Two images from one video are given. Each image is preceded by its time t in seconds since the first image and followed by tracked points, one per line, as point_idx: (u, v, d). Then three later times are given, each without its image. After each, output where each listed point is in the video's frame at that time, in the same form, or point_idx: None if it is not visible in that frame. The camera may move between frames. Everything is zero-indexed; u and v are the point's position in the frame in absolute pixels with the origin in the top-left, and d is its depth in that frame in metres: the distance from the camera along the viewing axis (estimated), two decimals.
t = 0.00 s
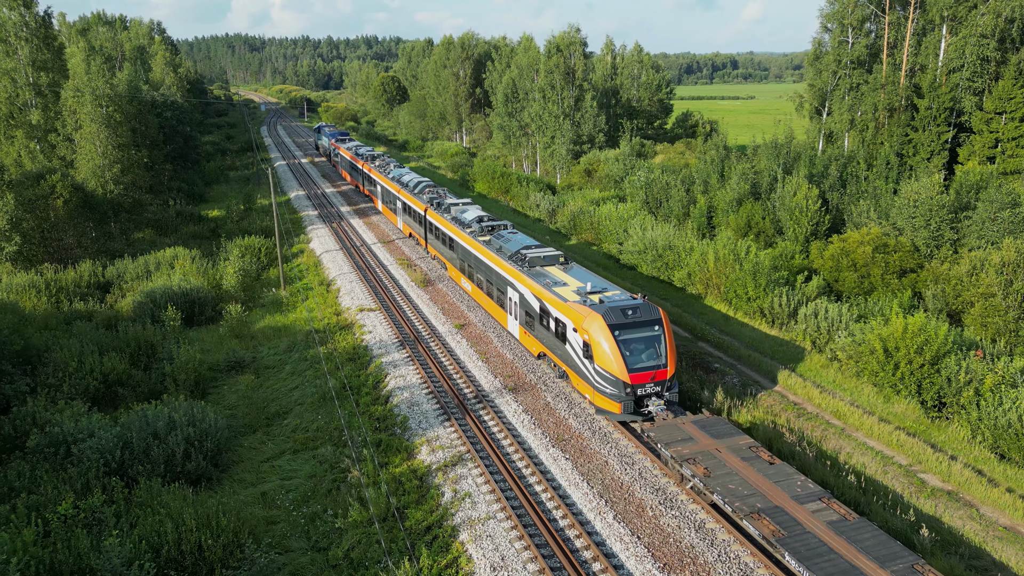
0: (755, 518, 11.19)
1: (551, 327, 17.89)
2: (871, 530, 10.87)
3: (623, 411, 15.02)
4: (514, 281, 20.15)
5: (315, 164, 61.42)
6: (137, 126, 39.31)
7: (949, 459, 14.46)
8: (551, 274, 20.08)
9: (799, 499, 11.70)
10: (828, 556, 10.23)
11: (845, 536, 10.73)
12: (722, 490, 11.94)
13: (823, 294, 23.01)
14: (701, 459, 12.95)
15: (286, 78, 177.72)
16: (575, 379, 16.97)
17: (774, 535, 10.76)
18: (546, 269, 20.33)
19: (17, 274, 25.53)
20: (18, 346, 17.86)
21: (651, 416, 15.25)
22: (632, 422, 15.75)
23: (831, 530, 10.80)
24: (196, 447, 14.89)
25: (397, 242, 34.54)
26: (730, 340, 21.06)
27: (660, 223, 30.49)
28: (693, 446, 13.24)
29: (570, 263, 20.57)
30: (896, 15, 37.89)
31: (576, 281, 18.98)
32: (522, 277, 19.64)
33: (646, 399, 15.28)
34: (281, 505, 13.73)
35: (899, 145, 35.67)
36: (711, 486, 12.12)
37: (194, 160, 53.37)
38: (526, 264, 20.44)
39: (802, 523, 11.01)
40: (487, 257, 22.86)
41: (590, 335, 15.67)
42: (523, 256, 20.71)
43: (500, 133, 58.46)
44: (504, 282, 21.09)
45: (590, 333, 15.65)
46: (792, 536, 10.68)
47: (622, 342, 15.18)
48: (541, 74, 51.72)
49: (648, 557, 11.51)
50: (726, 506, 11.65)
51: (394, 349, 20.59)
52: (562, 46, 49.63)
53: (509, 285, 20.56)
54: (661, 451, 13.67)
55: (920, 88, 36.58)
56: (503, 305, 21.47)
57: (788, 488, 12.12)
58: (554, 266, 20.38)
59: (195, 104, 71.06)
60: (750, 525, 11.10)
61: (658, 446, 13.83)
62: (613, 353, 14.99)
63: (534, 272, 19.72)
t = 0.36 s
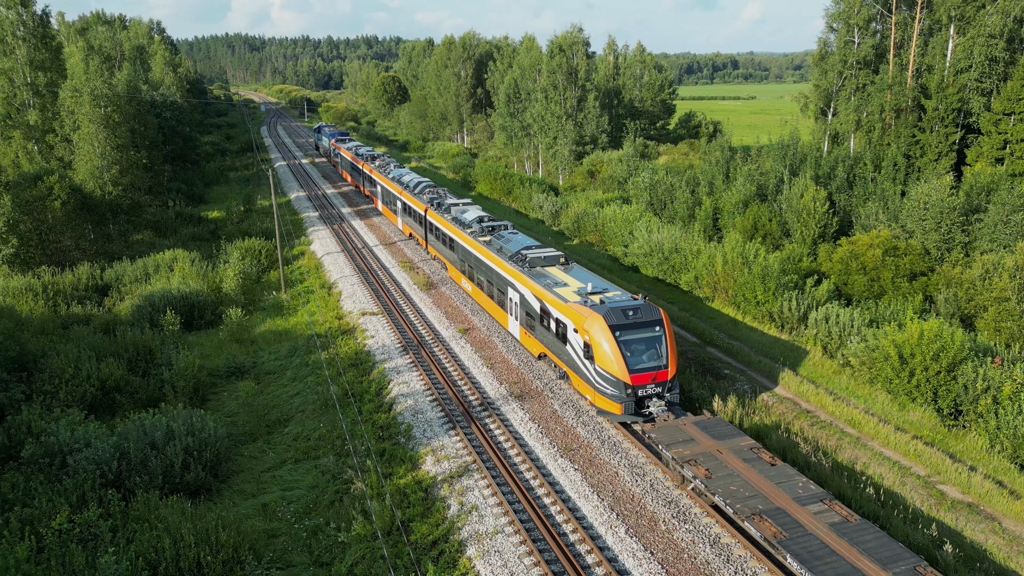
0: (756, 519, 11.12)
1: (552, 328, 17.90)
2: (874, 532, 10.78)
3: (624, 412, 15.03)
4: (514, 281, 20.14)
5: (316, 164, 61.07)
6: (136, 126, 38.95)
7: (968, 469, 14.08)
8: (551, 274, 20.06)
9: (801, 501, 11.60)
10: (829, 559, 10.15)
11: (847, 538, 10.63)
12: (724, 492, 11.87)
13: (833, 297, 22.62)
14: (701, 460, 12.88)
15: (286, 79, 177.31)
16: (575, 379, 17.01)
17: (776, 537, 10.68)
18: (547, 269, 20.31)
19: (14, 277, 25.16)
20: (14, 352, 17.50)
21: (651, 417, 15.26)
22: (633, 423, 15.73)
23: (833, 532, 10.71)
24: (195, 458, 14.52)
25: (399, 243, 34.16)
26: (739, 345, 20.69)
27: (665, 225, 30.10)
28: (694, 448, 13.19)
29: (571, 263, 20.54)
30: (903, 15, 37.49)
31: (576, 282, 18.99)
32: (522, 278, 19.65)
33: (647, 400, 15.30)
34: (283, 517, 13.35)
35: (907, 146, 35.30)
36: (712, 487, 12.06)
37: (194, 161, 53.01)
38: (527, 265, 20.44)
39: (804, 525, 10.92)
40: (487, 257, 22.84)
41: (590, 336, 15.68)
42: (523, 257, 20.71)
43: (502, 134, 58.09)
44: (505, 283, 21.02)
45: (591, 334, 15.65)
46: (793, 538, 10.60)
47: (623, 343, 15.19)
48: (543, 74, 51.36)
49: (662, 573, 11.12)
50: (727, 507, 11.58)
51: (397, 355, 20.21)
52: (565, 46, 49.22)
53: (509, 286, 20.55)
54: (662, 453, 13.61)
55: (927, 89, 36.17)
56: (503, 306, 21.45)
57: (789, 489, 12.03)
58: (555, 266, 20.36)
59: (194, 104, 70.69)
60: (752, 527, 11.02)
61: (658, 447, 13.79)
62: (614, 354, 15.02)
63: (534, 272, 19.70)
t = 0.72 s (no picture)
0: (759, 520, 11.12)
1: (553, 328, 17.87)
2: (877, 533, 10.71)
3: (626, 412, 14.98)
4: (515, 281, 20.16)
5: (316, 164, 60.70)
6: (136, 126, 38.59)
7: (990, 480, 13.70)
8: (553, 274, 20.04)
9: (804, 501, 11.56)
10: (832, 560, 10.10)
11: (850, 539, 10.56)
12: (726, 493, 11.85)
13: (844, 301, 22.25)
14: (703, 460, 12.87)
15: (286, 78, 176.87)
16: (576, 380, 17.01)
17: (779, 538, 10.66)
18: (548, 269, 20.30)
19: (11, 279, 24.79)
20: (11, 358, 17.13)
21: (654, 417, 15.21)
22: (634, 423, 15.66)
23: (835, 533, 10.65)
24: (195, 467, 14.14)
25: (401, 245, 33.82)
26: (749, 350, 20.33)
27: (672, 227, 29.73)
28: (696, 448, 13.19)
29: (572, 264, 20.49)
30: (910, 14, 37.09)
31: (578, 282, 18.96)
32: (524, 278, 19.66)
33: (648, 400, 15.27)
34: (285, 529, 12.96)
35: (914, 147, 34.90)
36: (715, 488, 12.05)
37: (194, 162, 52.65)
38: (528, 265, 20.46)
39: (807, 525, 10.88)
40: (488, 257, 22.85)
41: (592, 336, 15.65)
42: (525, 257, 20.75)
43: (504, 134, 57.76)
44: (506, 283, 20.94)
45: (592, 334, 15.62)
46: (796, 539, 10.56)
47: (624, 343, 15.16)
48: (545, 74, 51.00)
49: None
50: (730, 508, 11.58)
51: (401, 360, 19.85)
52: (568, 45, 48.84)
53: (511, 286, 20.55)
54: (663, 453, 13.62)
55: (934, 88, 35.75)
56: (504, 306, 21.45)
57: (792, 491, 11.96)
58: (556, 266, 20.34)
59: (194, 104, 70.28)
60: (755, 527, 11.00)
61: (660, 448, 13.80)
62: (615, 354, 14.99)
63: (536, 273, 19.69)
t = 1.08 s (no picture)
0: (762, 521, 11.13)
1: (555, 328, 17.82)
2: (880, 534, 10.67)
3: (628, 412, 14.92)
4: (516, 281, 20.17)
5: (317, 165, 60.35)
6: (135, 127, 38.24)
7: (1012, 491, 13.33)
8: (554, 274, 19.95)
9: (807, 502, 11.54)
10: (836, 560, 10.09)
11: (854, 539, 10.54)
12: (730, 493, 11.83)
13: (855, 305, 21.88)
14: (706, 461, 12.86)
15: (286, 78, 176.46)
16: (578, 380, 16.97)
17: (782, 539, 10.66)
18: (550, 269, 20.24)
19: (9, 282, 24.43)
20: (7, 364, 16.75)
21: (656, 417, 15.18)
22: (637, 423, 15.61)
23: (839, 534, 10.62)
24: (196, 478, 13.76)
25: (404, 247, 33.46)
26: (760, 356, 19.96)
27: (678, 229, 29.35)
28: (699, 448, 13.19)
29: (573, 263, 20.39)
30: (917, 13, 36.77)
31: (579, 282, 18.87)
32: (526, 278, 19.60)
33: (650, 400, 15.22)
34: (288, 542, 12.57)
35: (922, 148, 34.46)
36: (718, 488, 12.04)
37: (194, 162, 52.28)
38: (530, 265, 20.43)
39: (810, 526, 10.85)
40: (490, 257, 22.79)
41: (594, 336, 15.57)
42: (526, 257, 20.72)
43: (506, 135, 57.44)
44: (509, 284, 20.83)
45: (595, 335, 15.54)
46: (800, 539, 10.53)
47: (627, 343, 15.09)
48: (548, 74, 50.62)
49: None
50: (733, 509, 11.59)
51: (405, 365, 19.49)
52: (571, 45, 48.54)
53: (513, 286, 20.52)
54: (667, 453, 13.60)
55: (942, 89, 35.34)
56: (506, 306, 21.40)
57: (795, 492, 11.92)
58: (558, 266, 20.27)
59: (194, 104, 69.90)
60: (758, 528, 11.00)
61: (663, 449, 13.80)
62: (617, 354, 14.93)
63: (538, 273, 19.63)
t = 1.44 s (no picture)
0: (766, 522, 11.02)
1: (557, 328, 17.78)
2: (884, 535, 10.51)
3: (630, 413, 14.88)
4: (517, 281, 20.19)
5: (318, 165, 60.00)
6: (135, 127, 37.91)
7: None
8: (556, 275, 19.92)
9: (810, 502, 11.40)
10: (839, 562, 9.96)
11: (857, 540, 10.41)
12: (733, 494, 11.71)
13: (867, 308, 21.51)
14: (709, 462, 12.74)
15: (286, 78, 176.13)
16: (580, 381, 16.97)
17: (786, 540, 10.55)
18: (551, 270, 20.23)
19: (7, 285, 24.08)
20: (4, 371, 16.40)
21: (658, 418, 15.15)
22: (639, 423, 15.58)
23: (842, 535, 10.47)
24: (197, 489, 13.37)
25: (406, 248, 33.12)
26: (771, 361, 19.58)
27: (685, 231, 28.99)
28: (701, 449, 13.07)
29: (575, 263, 20.47)
30: (925, 13, 36.40)
31: (581, 282, 18.84)
32: (527, 279, 19.56)
33: (653, 401, 15.19)
34: (291, 556, 12.17)
35: (931, 149, 33.97)
36: (720, 489, 11.95)
37: (194, 163, 51.93)
38: (532, 266, 20.41)
39: (814, 527, 10.71)
40: (491, 257, 22.72)
41: (596, 337, 15.52)
42: (528, 257, 20.69)
43: (508, 135, 57.11)
44: (511, 284, 20.75)
45: (597, 335, 15.50)
46: (803, 541, 10.40)
47: (629, 343, 15.05)
48: (551, 74, 50.29)
49: None
50: (736, 510, 11.49)
51: (410, 371, 19.12)
52: (574, 45, 48.26)
53: (514, 287, 20.54)
54: (669, 454, 13.51)
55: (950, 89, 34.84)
56: (508, 307, 21.36)
57: (798, 492, 11.76)
58: (559, 266, 20.26)
59: (195, 104, 69.56)
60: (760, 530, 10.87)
61: (666, 449, 13.68)
62: (620, 354, 14.90)
63: (539, 273, 19.60)
